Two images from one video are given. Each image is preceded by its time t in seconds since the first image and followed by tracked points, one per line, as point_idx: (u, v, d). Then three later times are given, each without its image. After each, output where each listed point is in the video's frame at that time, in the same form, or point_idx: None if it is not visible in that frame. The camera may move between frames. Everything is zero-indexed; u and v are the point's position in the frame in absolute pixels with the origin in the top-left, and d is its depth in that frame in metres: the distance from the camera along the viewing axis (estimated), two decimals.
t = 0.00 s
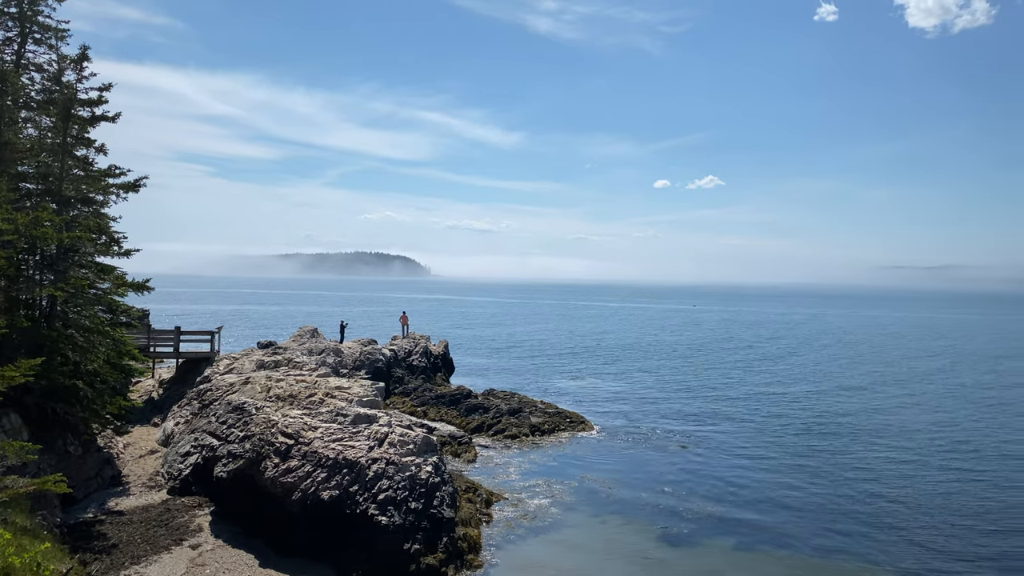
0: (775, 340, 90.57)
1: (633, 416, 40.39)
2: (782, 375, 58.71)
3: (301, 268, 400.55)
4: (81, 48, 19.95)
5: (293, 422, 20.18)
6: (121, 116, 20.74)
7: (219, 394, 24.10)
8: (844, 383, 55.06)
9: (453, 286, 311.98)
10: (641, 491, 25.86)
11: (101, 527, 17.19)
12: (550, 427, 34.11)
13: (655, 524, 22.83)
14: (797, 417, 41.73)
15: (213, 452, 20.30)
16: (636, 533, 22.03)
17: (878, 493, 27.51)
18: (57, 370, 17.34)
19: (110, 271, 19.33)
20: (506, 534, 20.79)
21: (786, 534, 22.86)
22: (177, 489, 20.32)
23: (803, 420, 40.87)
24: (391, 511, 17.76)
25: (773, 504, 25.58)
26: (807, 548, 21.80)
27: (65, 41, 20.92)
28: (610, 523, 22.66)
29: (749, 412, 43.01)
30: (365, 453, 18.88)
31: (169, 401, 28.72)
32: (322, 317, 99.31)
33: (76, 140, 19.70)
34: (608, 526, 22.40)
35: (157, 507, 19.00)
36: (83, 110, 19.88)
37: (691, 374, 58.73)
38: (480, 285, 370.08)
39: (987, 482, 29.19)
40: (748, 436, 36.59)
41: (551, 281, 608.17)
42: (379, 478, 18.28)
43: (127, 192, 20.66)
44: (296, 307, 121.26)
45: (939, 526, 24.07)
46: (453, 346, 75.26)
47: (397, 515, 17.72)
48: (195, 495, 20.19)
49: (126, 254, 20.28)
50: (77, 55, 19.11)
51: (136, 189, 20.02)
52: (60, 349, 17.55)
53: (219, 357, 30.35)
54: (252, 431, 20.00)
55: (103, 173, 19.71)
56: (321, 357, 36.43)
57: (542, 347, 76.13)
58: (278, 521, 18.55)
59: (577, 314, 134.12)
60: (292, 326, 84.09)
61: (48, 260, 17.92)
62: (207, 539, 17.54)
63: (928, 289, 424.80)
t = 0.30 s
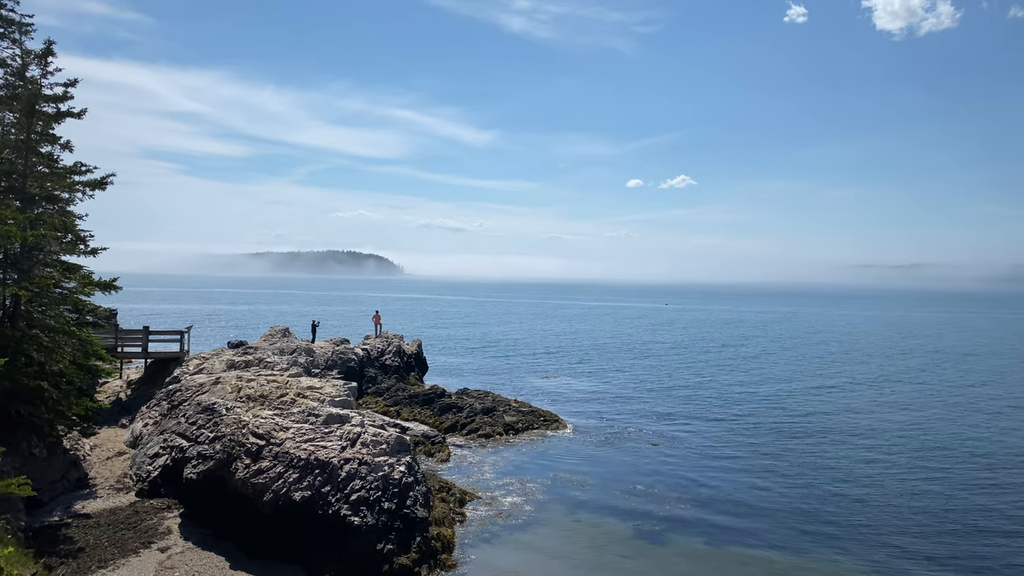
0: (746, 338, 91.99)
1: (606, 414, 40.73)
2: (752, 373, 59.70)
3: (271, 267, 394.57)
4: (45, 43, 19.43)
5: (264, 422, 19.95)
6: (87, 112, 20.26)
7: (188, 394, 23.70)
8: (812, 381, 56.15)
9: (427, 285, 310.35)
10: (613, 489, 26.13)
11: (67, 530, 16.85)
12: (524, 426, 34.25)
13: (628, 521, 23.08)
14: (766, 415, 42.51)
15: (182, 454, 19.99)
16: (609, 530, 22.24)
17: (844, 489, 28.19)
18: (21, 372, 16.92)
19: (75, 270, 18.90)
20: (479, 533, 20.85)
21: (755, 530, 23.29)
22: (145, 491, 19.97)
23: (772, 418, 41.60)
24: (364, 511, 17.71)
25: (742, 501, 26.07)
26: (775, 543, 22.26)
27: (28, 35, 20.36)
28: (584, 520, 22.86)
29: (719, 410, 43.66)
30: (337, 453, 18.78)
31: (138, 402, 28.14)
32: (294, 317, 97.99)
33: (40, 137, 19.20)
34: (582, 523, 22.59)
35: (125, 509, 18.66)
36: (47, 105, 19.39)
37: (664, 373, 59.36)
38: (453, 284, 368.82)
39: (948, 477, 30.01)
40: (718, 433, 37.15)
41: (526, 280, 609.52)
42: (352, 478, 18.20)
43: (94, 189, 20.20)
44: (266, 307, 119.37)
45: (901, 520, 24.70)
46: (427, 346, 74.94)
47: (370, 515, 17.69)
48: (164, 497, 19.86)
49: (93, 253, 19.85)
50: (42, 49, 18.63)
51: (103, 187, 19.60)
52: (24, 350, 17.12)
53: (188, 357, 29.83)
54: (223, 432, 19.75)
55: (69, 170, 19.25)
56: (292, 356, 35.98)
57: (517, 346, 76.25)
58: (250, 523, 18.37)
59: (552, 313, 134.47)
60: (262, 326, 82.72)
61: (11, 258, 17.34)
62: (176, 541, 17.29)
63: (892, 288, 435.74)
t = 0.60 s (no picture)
0: (719, 337, 93.37)
1: (581, 415, 41.04)
2: (724, 372, 60.64)
3: (243, 267, 388.67)
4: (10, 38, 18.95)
5: (236, 424, 19.74)
6: (54, 110, 19.83)
7: (159, 396, 23.32)
8: (784, 381, 57.12)
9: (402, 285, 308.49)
10: (588, 488, 26.39)
11: (34, 536, 16.50)
12: (499, 426, 34.36)
13: (602, 521, 23.35)
14: (737, 413, 43.23)
15: (153, 457, 19.69)
16: (583, 529, 22.48)
17: (812, 487, 28.83)
18: None
19: (42, 271, 18.50)
20: (454, 534, 20.88)
21: (726, 528, 23.72)
22: (115, 495, 19.61)
23: (744, 417, 42.28)
24: (338, 514, 17.62)
25: (713, 499, 26.52)
26: (745, 541, 22.72)
27: None
28: (558, 520, 23.06)
29: (693, 409, 44.28)
30: (311, 455, 18.64)
31: (107, 405, 27.61)
32: (267, 318, 96.68)
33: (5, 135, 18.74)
34: (556, 523, 22.79)
35: (94, 514, 18.33)
36: (12, 103, 18.92)
37: (638, 373, 59.97)
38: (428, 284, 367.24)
39: (914, 474, 30.76)
40: (691, 432, 37.70)
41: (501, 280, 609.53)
42: (326, 481, 18.08)
43: (61, 189, 19.77)
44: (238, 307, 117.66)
45: (868, 517, 25.30)
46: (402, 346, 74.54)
47: (344, 518, 17.60)
48: (134, 501, 19.54)
49: (60, 254, 19.45)
50: (8, 46, 18.20)
51: (70, 187, 19.20)
52: None
53: (159, 359, 29.31)
54: (194, 435, 19.48)
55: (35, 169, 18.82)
56: (264, 358, 35.59)
57: (492, 347, 76.35)
58: (222, 526, 18.18)
59: (528, 314, 134.70)
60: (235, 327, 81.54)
61: None
62: (147, 546, 17.04)
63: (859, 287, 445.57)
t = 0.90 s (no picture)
0: (693, 336, 94.50)
1: (556, 414, 41.27)
2: (698, 371, 61.46)
3: (214, 267, 381.99)
4: None
5: (208, 425, 19.51)
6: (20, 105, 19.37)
7: (129, 398, 22.91)
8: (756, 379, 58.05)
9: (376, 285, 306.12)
10: (562, 487, 26.60)
11: None
12: (474, 425, 34.43)
13: (576, 519, 23.57)
14: (710, 412, 43.84)
15: (122, 459, 19.36)
16: (558, 527, 22.68)
17: (782, 483, 29.43)
18: None
19: (9, 271, 18.06)
20: (429, 534, 20.86)
21: (698, 524, 24.11)
22: (83, 499, 19.25)
23: (717, 415, 42.90)
24: (312, 514, 17.52)
25: (686, 497, 26.92)
26: (717, 536, 23.12)
27: None
28: (533, 518, 23.22)
29: (666, 407, 44.82)
30: (284, 456, 18.50)
31: (75, 407, 27.04)
32: (239, 318, 95.22)
33: None
34: (531, 521, 22.94)
35: (62, 517, 17.99)
36: None
37: (613, 372, 60.46)
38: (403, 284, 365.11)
39: (880, 471, 31.55)
40: (665, 431, 38.18)
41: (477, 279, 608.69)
42: (299, 482, 17.96)
43: (28, 186, 19.31)
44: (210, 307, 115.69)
45: (836, 513, 25.90)
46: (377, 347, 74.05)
47: (318, 519, 17.51)
48: (103, 504, 19.21)
49: (27, 253, 18.99)
50: None
51: (37, 184, 18.77)
52: None
53: (130, 360, 28.76)
54: (165, 436, 19.22)
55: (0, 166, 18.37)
56: (237, 358, 35.16)
57: (468, 346, 76.28)
58: (194, 528, 17.98)
59: (504, 313, 134.76)
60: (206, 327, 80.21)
61: None
62: (116, 550, 16.81)
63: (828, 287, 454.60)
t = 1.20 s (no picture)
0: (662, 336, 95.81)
1: (527, 415, 41.51)
2: (667, 371, 62.40)
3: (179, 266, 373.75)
4: None
5: (174, 427, 19.21)
6: None
7: (92, 400, 22.41)
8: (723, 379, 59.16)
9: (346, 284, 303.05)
10: (533, 487, 26.83)
11: None
12: (445, 426, 34.46)
13: (547, 518, 23.82)
14: (678, 412, 44.56)
15: (86, 462, 18.96)
16: (529, 527, 22.89)
17: (747, 482, 30.12)
18: None
19: None
20: (399, 535, 20.86)
21: (666, 523, 24.57)
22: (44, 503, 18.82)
23: (685, 415, 43.63)
24: (280, 517, 17.37)
25: (654, 496, 27.38)
26: (684, 535, 23.60)
27: None
28: (504, 518, 23.41)
29: (636, 407, 45.44)
30: (252, 458, 18.27)
31: (36, 409, 26.34)
32: (205, 318, 93.38)
33: None
34: (502, 521, 23.11)
35: (22, 522, 17.58)
36: None
37: (584, 372, 61.00)
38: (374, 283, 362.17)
39: (842, 470, 32.48)
40: (634, 430, 38.72)
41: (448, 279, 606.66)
42: (268, 483, 17.76)
43: None
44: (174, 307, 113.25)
45: (798, 511, 26.61)
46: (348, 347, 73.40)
47: (287, 521, 17.38)
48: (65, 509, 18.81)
49: None
50: None
51: None
52: None
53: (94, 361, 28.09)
54: (130, 439, 18.87)
55: None
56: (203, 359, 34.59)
57: (440, 346, 76.17)
58: (160, 532, 17.73)
59: (475, 313, 134.70)
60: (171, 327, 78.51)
61: None
62: (79, 555, 16.54)
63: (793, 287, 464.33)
